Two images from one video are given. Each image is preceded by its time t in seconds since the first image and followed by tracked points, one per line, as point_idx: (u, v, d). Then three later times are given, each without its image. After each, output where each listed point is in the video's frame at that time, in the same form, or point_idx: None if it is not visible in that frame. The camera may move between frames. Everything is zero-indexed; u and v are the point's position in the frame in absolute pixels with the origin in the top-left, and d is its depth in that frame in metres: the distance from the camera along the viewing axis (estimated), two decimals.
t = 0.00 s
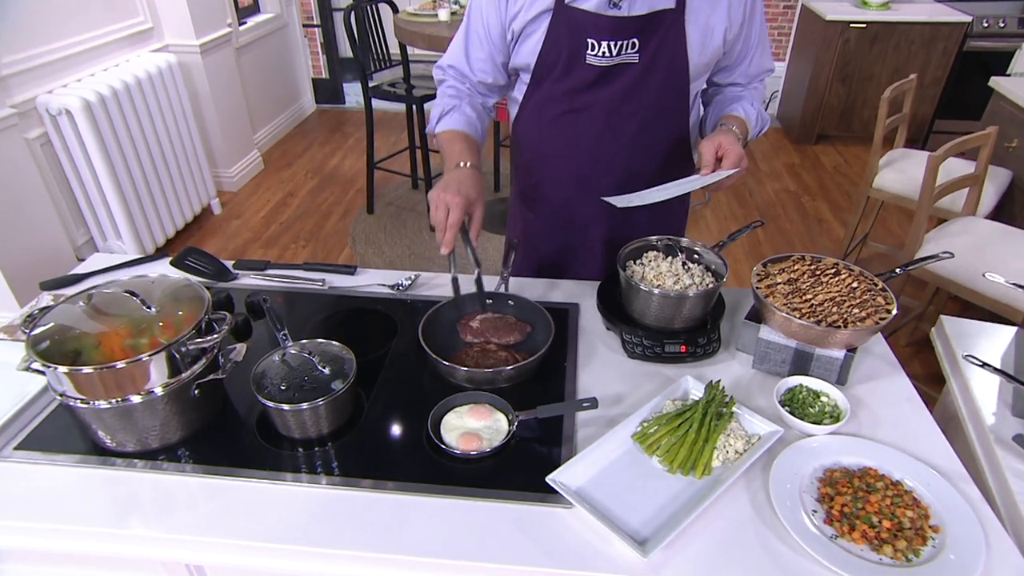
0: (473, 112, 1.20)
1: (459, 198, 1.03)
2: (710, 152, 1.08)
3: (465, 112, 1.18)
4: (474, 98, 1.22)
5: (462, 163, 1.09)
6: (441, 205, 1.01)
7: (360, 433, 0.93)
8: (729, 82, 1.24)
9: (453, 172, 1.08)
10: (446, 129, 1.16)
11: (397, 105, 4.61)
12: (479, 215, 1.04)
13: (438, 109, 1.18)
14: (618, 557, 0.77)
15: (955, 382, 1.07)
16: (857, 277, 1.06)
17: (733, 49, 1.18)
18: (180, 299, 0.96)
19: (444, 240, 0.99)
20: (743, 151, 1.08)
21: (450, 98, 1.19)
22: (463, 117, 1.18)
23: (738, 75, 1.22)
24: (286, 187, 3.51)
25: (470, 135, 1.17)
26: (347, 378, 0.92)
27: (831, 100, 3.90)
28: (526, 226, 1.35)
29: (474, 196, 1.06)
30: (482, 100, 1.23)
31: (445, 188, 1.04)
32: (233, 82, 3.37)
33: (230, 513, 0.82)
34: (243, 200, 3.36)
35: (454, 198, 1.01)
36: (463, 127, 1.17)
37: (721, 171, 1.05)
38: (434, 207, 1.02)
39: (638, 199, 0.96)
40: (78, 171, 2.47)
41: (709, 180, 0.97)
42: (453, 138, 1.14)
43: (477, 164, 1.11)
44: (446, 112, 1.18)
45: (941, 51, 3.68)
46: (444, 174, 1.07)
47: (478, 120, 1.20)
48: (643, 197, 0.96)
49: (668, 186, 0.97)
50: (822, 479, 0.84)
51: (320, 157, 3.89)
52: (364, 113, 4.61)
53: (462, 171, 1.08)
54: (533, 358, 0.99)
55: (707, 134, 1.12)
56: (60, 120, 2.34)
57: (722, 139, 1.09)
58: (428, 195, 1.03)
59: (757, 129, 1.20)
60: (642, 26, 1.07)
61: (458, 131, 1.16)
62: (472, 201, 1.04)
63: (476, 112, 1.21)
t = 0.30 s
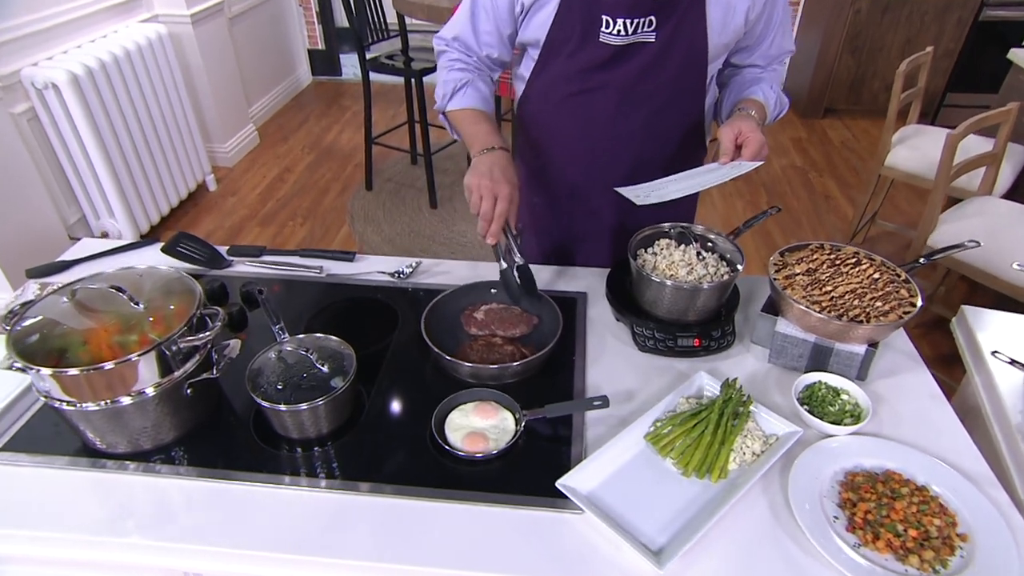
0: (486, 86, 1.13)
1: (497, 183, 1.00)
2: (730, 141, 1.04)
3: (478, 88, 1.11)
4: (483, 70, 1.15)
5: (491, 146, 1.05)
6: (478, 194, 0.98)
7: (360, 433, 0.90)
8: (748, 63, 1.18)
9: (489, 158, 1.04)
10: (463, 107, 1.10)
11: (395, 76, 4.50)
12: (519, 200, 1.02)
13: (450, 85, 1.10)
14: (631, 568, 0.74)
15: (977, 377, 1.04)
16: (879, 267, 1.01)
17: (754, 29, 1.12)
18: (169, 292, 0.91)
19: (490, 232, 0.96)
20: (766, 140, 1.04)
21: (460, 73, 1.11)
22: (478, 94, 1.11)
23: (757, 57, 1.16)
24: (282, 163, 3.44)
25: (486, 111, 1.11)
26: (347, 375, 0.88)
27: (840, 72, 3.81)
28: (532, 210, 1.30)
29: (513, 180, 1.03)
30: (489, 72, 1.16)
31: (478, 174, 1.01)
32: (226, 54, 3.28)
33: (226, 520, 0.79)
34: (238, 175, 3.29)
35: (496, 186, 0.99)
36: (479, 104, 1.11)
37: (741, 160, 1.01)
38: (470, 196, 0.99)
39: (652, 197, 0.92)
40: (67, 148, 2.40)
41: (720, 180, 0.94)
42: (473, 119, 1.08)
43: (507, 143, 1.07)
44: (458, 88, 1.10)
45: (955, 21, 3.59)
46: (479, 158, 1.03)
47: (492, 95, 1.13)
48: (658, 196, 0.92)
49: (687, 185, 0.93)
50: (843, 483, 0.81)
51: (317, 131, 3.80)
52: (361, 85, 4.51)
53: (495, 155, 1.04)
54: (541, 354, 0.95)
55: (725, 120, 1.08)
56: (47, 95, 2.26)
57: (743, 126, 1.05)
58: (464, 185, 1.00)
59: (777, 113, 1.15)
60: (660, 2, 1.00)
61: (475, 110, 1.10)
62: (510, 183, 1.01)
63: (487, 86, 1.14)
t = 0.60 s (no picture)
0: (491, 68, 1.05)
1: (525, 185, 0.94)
2: (752, 125, 1.05)
3: (488, 74, 1.04)
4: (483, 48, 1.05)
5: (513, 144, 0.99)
6: (506, 196, 0.92)
7: (360, 433, 0.86)
8: (769, 40, 1.12)
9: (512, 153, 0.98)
10: (472, 95, 1.02)
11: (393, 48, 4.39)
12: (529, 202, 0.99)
13: (459, 69, 1.00)
14: None
15: (1001, 371, 1.00)
16: (902, 257, 0.96)
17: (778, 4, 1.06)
18: (154, 287, 0.87)
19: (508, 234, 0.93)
20: (788, 125, 1.04)
21: (467, 54, 1.01)
22: (485, 80, 1.04)
23: (780, 34, 1.10)
24: (278, 137, 3.36)
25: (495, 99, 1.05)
26: (346, 373, 0.85)
27: (850, 43, 3.71)
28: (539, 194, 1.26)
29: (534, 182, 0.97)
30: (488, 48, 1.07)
31: (504, 172, 0.94)
32: (218, 25, 3.18)
33: (219, 529, 0.76)
34: (233, 151, 3.21)
35: (527, 189, 0.92)
36: (488, 91, 1.04)
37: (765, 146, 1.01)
38: (494, 196, 0.93)
39: (673, 187, 0.90)
40: (54, 122, 2.33)
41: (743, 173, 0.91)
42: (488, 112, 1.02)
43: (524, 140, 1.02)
44: (468, 73, 1.01)
45: None
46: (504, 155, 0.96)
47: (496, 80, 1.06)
48: (681, 186, 0.89)
49: (710, 178, 0.91)
50: (865, 488, 0.77)
51: (313, 104, 3.71)
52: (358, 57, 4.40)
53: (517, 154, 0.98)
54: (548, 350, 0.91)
55: (746, 102, 1.08)
56: (31, 67, 2.18)
57: (765, 109, 1.05)
58: (487, 183, 0.93)
59: (798, 93, 1.12)
60: None
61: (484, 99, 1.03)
62: (537, 186, 0.95)
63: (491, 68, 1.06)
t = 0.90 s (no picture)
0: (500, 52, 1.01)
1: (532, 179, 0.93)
2: (777, 107, 1.04)
3: (498, 62, 1.00)
4: (494, 27, 1.01)
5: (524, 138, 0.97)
6: (512, 187, 0.91)
7: (361, 434, 0.83)
8: (795, 15, 1.09)
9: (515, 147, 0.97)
10: (479, 84, 1.00)
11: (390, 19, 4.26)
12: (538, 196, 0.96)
13: (468, 57, 0.96)
14: None
15: None
16: (929, 248, 0.91)
17: None
18: (142, 281, 0.83)
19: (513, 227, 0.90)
20: (815, 106, 1.03)
21: (477, 40, 0.97)
22: (495, 68, 1.00)
23: (806, 9, 1.08)
24: (274, 112, 3.27)
25: (503, 87, 1.02)
26: (344, 371, 0.81)
27: (861, 14, 3.60)
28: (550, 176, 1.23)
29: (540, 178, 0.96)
30: (498, 26, 1.02)
31: (510, 165, 0.92)
32: None
33: (214, 538, 0.73)
34: (228, 126, 3.13)
35: (534, 181, 0.91)
36: (497, 80, 1.01)
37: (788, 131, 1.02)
38: (500, 187, 0.91)
39: (693, 176, 0.92)
40: (41, 97, 2.25)
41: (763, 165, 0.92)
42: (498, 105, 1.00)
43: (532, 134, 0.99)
44: (476, 62, 0.98)
45: None
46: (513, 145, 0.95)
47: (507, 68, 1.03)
48: (701, 175, 0.91)
49: (729, 168, 0.93)
50: (889, 495, 0.74)
51: (309, 78, 3.61)
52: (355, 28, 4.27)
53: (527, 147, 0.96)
54: (557, 346, 0.87)
55: (771, 83, 1.07)
56: (14, 39, 2.10)
57: (791, 91, 1.04)
58: (493, 175, 0.92)
59: (824, 72, 1.10)
60: None
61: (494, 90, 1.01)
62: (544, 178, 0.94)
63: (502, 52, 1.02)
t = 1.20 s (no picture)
0: (507, 33, 1.05)
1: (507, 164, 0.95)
2: (803, 86, 1.00)
3: (498, 39, 1.03)
4: (508, 12, 1.06)
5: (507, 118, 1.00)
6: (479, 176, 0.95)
7: (364, 434, 0.80)
8: None
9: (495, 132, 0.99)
10: (477, 63, 1.04)
11: None
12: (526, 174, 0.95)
13: (464, 34, 1.03)
14: None
15: None
16: (959, 239, 0.87)
17: None
18: (129, 274, 0.79)
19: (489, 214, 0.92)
20: (843, 83, 0.99)
21: (479, 17, 1.03)
22: (496, 45, 1.04)
23: None
24: (270, 85, 3.18)
25: (504, 66, 1.04)
26: (346, 368, 0.77)
27: None
28: (558, 158, 1.18)
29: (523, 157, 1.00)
30: (514, 12, 1.07)
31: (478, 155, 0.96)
32: None
33: (210, 546, 0.70)
34: (223, 99, 3.05)
35: (489, 163, 0.93)
36: (498, 59, 1.04)
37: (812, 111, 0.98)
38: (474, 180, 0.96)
39: (713, 158, 0.87)
40: (29, 71, 2.18)
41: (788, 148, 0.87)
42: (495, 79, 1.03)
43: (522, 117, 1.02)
44: (474, 39, 1.03)
45: None
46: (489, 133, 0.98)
47: (512, 45, 1.05)
48: (721, 157, 0.86)
49: (751, 149, 0.87)
50: (917, 501, 0.70)
51: (306, 49, 3.51)
52: None
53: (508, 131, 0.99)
54: (568, 342, 0.83)
55: (796, 60, 1.03)
56: None
57: (818, 69, 1.00)
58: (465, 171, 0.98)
59: (852, 47, 1.06)
60: None
61: (493, 65, 1.04)
62: (508, 157, 0.95)
63: (510, 33, 1.05)
